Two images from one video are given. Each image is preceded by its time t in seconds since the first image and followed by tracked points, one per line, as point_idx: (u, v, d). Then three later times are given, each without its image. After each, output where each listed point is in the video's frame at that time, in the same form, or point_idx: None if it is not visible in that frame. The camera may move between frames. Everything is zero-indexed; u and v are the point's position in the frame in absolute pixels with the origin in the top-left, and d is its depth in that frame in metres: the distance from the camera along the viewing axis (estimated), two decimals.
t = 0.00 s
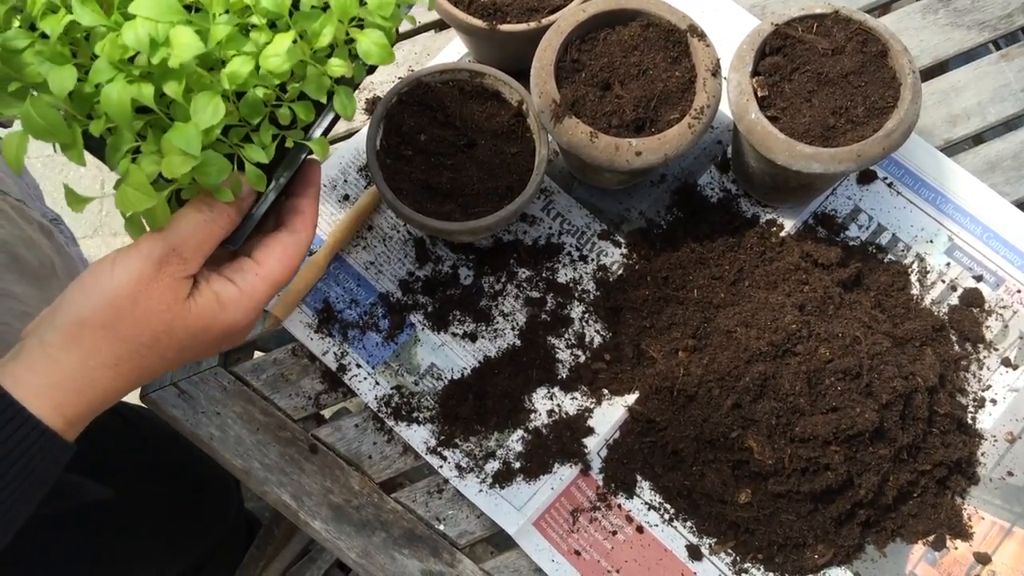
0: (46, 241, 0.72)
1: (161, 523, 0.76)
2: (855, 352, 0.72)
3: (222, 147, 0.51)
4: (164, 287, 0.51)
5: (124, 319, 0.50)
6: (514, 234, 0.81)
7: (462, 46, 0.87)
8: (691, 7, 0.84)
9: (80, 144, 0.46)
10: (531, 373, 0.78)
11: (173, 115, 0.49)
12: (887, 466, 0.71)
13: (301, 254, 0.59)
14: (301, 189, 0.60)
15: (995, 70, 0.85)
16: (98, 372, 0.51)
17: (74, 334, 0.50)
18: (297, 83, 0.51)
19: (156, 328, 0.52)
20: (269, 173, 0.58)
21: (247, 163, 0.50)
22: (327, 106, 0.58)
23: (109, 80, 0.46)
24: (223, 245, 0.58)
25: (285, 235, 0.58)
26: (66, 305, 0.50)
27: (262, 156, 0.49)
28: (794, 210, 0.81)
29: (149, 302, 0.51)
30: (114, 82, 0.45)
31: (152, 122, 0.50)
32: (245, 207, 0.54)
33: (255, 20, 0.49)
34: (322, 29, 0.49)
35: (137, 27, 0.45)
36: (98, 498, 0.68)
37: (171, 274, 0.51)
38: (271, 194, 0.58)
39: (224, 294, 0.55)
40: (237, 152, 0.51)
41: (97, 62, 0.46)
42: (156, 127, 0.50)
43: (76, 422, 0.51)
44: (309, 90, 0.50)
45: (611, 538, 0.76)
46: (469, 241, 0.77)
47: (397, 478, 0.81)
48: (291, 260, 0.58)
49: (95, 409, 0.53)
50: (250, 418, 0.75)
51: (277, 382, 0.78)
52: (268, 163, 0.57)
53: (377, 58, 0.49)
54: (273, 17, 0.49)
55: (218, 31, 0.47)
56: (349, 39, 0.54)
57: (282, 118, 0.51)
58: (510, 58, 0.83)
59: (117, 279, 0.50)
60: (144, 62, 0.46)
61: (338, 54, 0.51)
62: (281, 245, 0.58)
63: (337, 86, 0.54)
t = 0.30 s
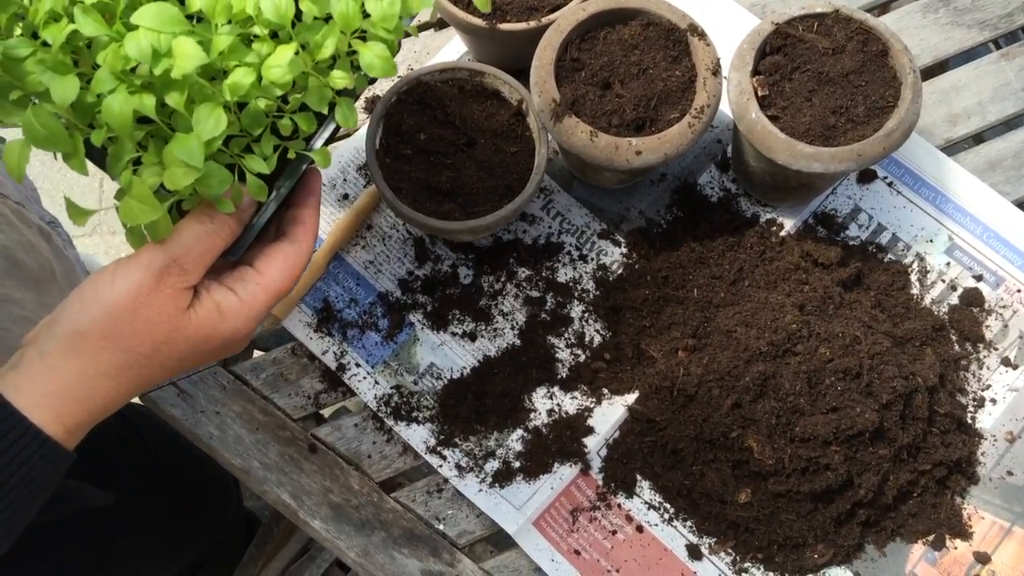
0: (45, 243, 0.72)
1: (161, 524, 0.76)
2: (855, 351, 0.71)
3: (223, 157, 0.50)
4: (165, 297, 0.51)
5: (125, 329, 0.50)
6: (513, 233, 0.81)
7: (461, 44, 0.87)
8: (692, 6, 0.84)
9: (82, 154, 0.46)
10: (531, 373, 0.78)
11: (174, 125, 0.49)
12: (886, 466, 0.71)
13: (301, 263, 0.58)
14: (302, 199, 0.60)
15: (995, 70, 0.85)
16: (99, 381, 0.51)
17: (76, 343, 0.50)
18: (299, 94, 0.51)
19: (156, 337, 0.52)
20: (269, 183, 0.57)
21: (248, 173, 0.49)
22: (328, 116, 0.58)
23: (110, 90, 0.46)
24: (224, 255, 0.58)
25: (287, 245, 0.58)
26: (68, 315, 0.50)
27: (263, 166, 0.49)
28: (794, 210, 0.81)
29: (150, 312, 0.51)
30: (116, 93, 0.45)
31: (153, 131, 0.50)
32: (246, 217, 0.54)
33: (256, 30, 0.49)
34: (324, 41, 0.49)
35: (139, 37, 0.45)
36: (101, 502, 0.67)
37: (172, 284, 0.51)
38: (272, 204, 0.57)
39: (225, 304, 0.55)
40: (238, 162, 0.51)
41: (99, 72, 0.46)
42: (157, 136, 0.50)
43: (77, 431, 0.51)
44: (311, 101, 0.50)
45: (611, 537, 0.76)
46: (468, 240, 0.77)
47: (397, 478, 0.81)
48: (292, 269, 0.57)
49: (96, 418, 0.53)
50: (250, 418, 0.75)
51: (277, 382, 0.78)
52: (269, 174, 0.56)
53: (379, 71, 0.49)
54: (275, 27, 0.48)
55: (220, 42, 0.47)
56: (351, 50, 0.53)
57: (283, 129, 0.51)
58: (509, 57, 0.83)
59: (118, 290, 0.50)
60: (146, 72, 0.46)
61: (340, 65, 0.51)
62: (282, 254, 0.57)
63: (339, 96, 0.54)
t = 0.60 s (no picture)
0: (48, 241, 0.72)
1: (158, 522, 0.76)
2: (856, 351, 0.71)
3: (226, 161, 0.50)
4: (167, 301, 0.51)
5: (129, 333, 0.50)
6: (514, 232, 0.81)
7: (462, 43, 0.87)
8: (693, 6, 0.84)
9: (85, 157, 0.46)
10: (532, 372, 0.78)
11: (177, 129, 0.49)
12: (887, 465, 0.71)
13: (303, 266, 0.58)
14: (305, 204, 0.60)
15: (996, 69, 0.85)
16: (102, 383, 0.51)
17: (79, 346, 0.50)
18: (301, 99, 0.51)
19: (159, 341, 0.52)
20: (272, 187, 0.57)
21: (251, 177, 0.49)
22: (330, 122, 0.58)
23: (114, 94, 0.46)
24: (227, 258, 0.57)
25: (289, 249, 0.58)
26: (71, 318, 0.50)
27: (266, 171, 0.49)
28: (795, 209, 0.81)
29: (153, 315, 0.51)
30: (120, 97, 0.45)
31: (157, 134, 0.50)
32: (248, 222, 0.54)
33: (260, 35, 0.49)
34: (327, 47, 0.49)
35: (143, 43, 0.45)
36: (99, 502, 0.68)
37: (175, 288, 0.51)
38: (274, 208, 0.58)
39: (227, 308, 0.55)
40: (241, 165, 0.51)
41: (103, 76, 0.46)
42: (160, 139, 0.50)
43: (82, 432, 0.52)
44: (313, 107, 0.50)
45: (612, 536, 0.76)
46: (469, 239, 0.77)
47: (397, 476, 0.81)
48: (293, 272, 0.57)
49: (100, 418, 0.53)
50: (251, 416, 0.75)
51: (278, 380, 0.78)
52: (272, 178, 0.57)
53: (380, 76, 0.49)
54: (278, 33, 0.49)
55: (224, 48, 0.47)
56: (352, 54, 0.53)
57: (285, 133, 0.51)
58: (510, 56, 0.83)
59: (120, 293, 0.50)
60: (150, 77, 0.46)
61: (342, 71, 0.51)
62: (284, 257, 0.57)
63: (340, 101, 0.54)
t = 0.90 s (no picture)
0: (41, 252, 0.72)
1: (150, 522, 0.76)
2: (856, 349, 0.71)
3: (227, 172, 0.50)
4: (167, 309, 0.51)
5: (128, 340, 0.50)
6: (514, 230, 0.81)
7: (462, 41, 0.87)
8: (694, 4, 0.84)
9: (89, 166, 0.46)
10: (531, 371, 0.78)
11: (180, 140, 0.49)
12: (887, 464, 0.71)
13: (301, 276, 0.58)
14: (301, 215, 0.60)
15: (997, 68, 0.85)
16: (101, 390, 0.51)
17: (79, 352, 0.50)
18: (302, 112, 0.51)
19: (158, 348, 0.52)
20: (272, 199, 0.56)
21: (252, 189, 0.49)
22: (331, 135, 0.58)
23: (118, 105, 0.46)
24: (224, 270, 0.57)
25: (287, 259, 0.58)
26: (71, 324, 0.50)
27: (266, 182, 0.49)
28: (795, 208, 0.81)
29: (152, 323, 0.51)
30: (125, 108, 0.45)
31: (159, 145, 0.49)
32: (248, 233, 0.54)
33: (263, 48, 0.48)
34: (329, 62, 0.49)
35: (149, 54, 0.45)
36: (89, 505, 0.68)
37: (174, 296, 0.51)
38: (274, 219, 0.57)
39: (226, 316, 0.55)
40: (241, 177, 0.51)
41: (108, 86, 0.46)
42: (163, 150, 0.50)
43: (80, 438, 0.51)
44: (314, 121, 0.49)
45: (610, 535, 0.76)
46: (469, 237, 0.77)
47: (397, 474, 0.81)
48: (291, 282, 0.57)
49: (98, 425, 0.53)
50: (250, 414, 0.75)
51: (277, 378, 0.78)
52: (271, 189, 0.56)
53: (381, 91, 0.48)
54: (281, 47, 0.48)
55: (228, 60, 0.47)
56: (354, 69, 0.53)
57: (287, 146, 0.51)
58: (510, 54, 0.82)
59: (120, 300, 0.50)
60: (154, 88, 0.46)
61: (343, 86, 0.51)
62: (282, 267, 0.57)
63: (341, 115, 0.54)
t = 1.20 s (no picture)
0: (33, 252, 0.72)
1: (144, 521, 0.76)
2: (854, 347, 0.71)
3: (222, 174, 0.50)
4: (162, 306, 0.51)
5: (123, 336, 0.51)
6: (512, 228, 0.81)
7: (460, 39, 0.87)
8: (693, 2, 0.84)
9: (85, 168, 0.46)
10: (529, 369, 0.78)
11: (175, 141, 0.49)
12: (884, 462, 0.71)
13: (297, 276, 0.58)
14: (298, 217, 0.61)
15: (996, 66, 0.85)
16: (96, 386, 0.51)
17: (74, 349, 0.50)
18: (297, 114, 0.51)
19: (153, 345, 0.52)
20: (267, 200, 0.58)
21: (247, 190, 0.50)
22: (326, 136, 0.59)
23: (115, 108, 0.46)
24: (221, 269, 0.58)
25: (284, 258, 0.58)
26: (67, 320, 0.50)
27: (262, 184, 0.49)
28: (793, 206, 0.81)
29: (147, 320, 0.51)
30: (121, 111, 0.45)
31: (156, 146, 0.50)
32: (244, 234, 0.55)
33: (258, 52, 0.48)
34: (324, 66, 0.49)
35: (144, 58, 0.45)
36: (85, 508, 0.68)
37: (170, 293, 0.51)
38: (270, 219, 0.58)
39: (221, 315, 0.55)
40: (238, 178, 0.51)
41: (104, 89, 0.46)
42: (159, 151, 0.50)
43: (75, 434, 0.51)
44: (310, 123, 0.50)
45: (608, 533, 0.76)
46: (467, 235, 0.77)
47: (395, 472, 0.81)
48: (286, 282, 0.57)
49: (93, 421, 0.53)
50: (249, 412, 0.75)
51: (275, 376, 0.78)
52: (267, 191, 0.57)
53: (376, 97, 0.48)
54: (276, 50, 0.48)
55: (223, 64, 0.46)
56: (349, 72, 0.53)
57: (282, 148, 0.51)
58: (509, 52, 0.82)
59: (117, 297, 0.50)
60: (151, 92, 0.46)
61: (338, 88, 0.51)
62: (278, 267, 0.57)
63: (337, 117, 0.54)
